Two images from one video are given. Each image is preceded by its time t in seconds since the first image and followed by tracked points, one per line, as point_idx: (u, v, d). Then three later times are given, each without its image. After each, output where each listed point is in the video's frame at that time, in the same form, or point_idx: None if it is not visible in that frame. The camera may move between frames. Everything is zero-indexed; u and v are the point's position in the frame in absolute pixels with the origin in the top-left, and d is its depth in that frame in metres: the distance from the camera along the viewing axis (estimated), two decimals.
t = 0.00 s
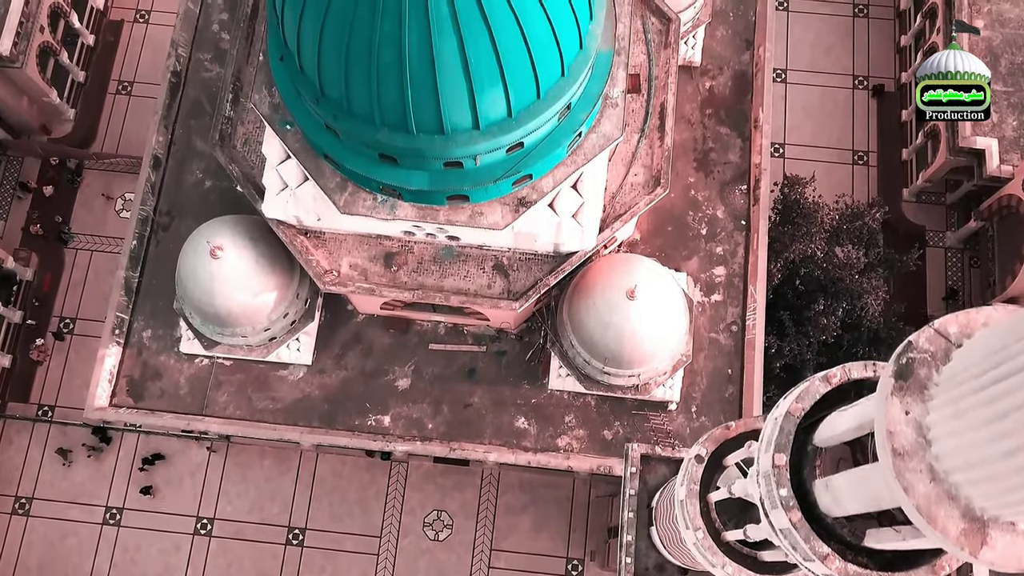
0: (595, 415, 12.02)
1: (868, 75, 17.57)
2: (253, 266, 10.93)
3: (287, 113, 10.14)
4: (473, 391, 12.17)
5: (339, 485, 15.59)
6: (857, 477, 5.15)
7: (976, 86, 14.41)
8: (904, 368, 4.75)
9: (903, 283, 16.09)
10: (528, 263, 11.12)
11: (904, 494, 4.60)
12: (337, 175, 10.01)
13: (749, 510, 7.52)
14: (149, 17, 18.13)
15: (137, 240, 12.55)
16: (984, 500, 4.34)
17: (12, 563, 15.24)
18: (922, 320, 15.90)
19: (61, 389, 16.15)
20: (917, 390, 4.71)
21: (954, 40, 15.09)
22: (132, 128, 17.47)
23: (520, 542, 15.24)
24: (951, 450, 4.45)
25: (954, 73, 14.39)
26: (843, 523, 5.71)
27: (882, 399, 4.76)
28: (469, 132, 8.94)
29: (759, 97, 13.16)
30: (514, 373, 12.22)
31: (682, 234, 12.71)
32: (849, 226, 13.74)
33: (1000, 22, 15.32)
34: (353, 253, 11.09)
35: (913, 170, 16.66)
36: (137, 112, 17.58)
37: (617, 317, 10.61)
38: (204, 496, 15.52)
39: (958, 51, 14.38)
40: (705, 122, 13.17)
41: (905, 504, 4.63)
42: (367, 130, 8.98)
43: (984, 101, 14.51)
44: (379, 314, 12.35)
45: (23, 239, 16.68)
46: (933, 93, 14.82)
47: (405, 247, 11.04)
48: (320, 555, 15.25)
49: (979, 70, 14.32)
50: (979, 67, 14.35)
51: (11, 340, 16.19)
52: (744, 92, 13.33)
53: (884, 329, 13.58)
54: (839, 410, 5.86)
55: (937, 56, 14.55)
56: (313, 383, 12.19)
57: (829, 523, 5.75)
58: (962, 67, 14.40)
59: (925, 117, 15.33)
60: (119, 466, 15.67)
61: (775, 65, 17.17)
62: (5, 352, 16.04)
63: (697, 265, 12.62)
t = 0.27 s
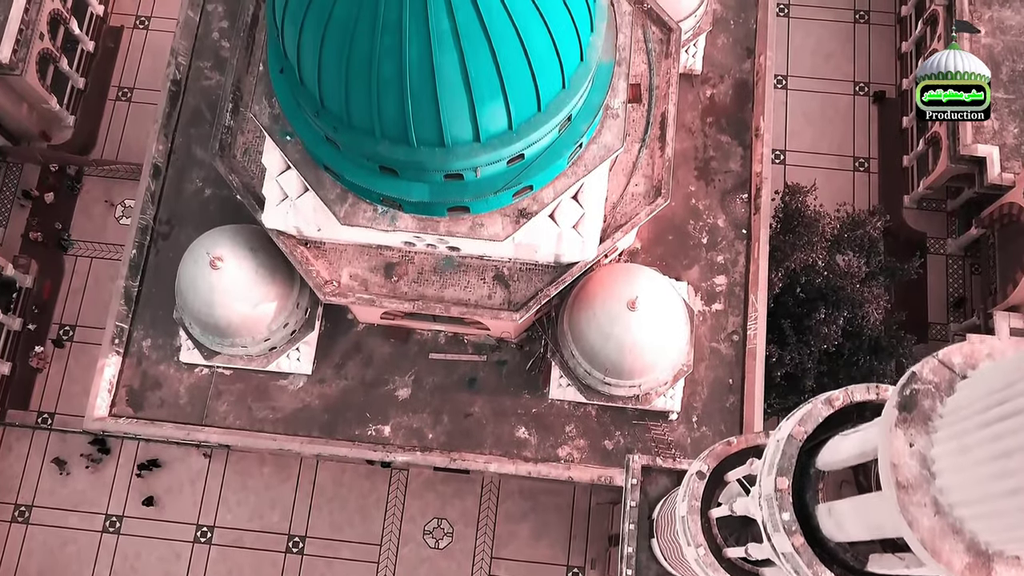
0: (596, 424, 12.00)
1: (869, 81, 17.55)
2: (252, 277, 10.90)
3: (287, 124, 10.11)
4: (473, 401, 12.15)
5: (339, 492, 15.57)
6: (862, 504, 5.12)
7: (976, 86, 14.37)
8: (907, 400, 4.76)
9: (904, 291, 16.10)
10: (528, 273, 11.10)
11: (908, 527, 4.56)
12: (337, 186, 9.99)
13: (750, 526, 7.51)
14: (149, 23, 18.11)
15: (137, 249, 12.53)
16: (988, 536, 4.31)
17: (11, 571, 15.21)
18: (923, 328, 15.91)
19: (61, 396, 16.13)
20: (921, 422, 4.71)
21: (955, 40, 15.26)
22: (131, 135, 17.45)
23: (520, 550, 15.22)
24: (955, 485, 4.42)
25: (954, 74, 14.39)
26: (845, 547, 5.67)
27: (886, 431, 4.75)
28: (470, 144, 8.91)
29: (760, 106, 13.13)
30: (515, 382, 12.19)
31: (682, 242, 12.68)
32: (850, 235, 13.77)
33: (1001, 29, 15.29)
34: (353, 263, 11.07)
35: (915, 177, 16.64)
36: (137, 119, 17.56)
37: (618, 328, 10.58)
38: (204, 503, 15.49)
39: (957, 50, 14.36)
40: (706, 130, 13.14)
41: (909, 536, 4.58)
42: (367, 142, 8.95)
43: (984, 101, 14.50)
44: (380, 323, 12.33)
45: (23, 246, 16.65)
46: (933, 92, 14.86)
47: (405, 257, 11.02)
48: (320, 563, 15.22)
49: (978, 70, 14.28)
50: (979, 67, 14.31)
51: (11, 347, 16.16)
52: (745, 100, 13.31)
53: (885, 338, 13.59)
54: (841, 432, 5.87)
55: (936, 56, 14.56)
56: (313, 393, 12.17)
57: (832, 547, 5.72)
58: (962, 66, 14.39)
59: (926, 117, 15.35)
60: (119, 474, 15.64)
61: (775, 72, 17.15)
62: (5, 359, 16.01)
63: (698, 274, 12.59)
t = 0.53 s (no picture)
0: (597, 435, 11.98)
1: (870, 88, 17.52)
2: (253, 288, 10.87)
3: (287, 136, 10.08)
4: (474, 412, 12.12)
5: (340, 501, 15.54)
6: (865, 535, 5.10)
7: (976, 86, 14.42)
8: (912, 435, 4.73)
9: (905, 300, 16.08)
10: (529, 285, 11.07)
11: (912, 564, 4.46)
12: (337, 198, 9.96)
13: (752, 545, 7.50)
14: (149, 30, 18.10)
15: (137, 259, 12.50)
16: None
17: None
18: (925, 336, 15.90)
19: (61, 404, 16.10)
20: (926, 458, 4.67)
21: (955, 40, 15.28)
22: (131, 142, 17.43)
23: (521, 559, 15.18)
24: (961, 523, 4.31)
25: (954, 74, 14.48)
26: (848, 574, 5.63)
27: (890, 466, 4.70)
28: (470, 158, 8.88)
29: (762, 115, 13.10)
30: (515, 393, 12.16)
31: (683, 252, 12.66)
32: (851, 244, 13.76)
33: (1002, 37, 15.26)
34: (353, 275, 11.04)
35: (916, 185, 16.61)
36: (137, 126, 17.55)
37: (619, 340, 10.55)
38: (204, 512, 15.46)
39: (957, 50, 14.49)
40: (707, 139, 13.12)
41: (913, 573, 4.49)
42: (367, 156, 8.92)
43: (984, 101, 14.54)
44: (380, 333, 12.30)
45: (22, 253, 16.62)
46: (933, 93, 14.95)
47: (406, 269, 10.99)
48: (320, 572, 15.19)
49: (978, 70, 14.37)
50: (979, 67, 14.38)
51: (11, 355, 16.14)
52: (746, 109, 13.28)
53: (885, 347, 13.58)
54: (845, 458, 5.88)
55: (936, 56, 14.70)
56: (313, 404, 12.14)
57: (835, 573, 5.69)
58: (962, 66, 14.50)
59: (926, 117, 15.41)
60: (119, 482, 15.61)
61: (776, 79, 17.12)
62: (4, 367, 15.98)
63: (699, 284, 12.57)
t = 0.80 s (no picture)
0: (597, 445, 11.96)
1: (871, 94, 17.49)
2: (253, 298, 10.84)
3: (287, 146, 10.05)
4: (474, 421, 12.10)
5: (340, 509, 15.51)
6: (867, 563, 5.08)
7: (976, 86, 14.49)
8: (916, 466, 4.71)
9: (906, 307, 16.06)
10: (530, 295, 11.05)
11: None
12: (337, 209, 9.93)
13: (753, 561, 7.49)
14: (149, 36, 18.08)
15: (137, 268, 12.47)
16: None
17: None
18: (926, 343, 15.89)
19: (61, 411, 16.08)
20: (930, 490, 4.64)
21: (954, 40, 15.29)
22: (131, 148, 17.42)
23: (521, 567, 15.16)
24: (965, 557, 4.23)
25: (954, 73, 14.57)
26: None
27: (894, 498, 4.68)
28: (471, 170, 8.85)
29: (763, 123, 13.07)
30: (516, 403, 12.14)
31: (684, 261, 12.63)
32: (852, 253, 13.74)
33: (1004, 44, 15.23)
34: (354, 285, 11.01)
35: (916, 192, 16.60)
36: (137, 132, 17.53)
37: (620, 351, 10.52)
38: (204, 519, 15.44)
39: (958, 50, 14.59)
40: (708, 148, 13.09)
41: None
42: (368, 168, 8.90)
43: (984, 102, 14.59)
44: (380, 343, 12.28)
45: (22, 260, 16.59)
46: (933, 93, 15.06)
47: (406, 279, 10.96)
48: None
49: (978, 70, 14.46)
50: (979, 67, 14.48)
51: (11, 362, 16.12)
52: (747, 118, 13.27)
53: (886, 356, 13.56)
54: (847, 481, 5.88)
55: (937, 56, 14.81)
56: (313, 413, 12.13)
57: None
58: (962, 67, 14.59)
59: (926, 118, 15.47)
60: (119, 490, 15.58)
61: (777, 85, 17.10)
62: (4, 375, 15.96)
63: (700, 292, 12.54)
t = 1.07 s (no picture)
0: (598, 455, 11.94)
1: (872, 100, 17.48)
2: (253, 309, 10.82)
3: (287, 157, 10.03)
4: (474, 431, 12.08)
5: (339, 517, 15.49)
6: None
7: (976, 86, 14.57)
8: (920, 498, 4.68)
9: (907, 314, 16.04)
10: (530, 305, 11.03)
11: None
12: (337, 220, 9.91)
13: None
14: (149, 42, 18.07)
15: (136, 277, 12.44)
16: None
17: None
18: (926, 350, 15.88)
19: (61, 418, 16.05)
20: (934, 522, 4.61)
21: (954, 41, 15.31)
22: (131, 154, 17.41)
23: None
24: None
25: (954, 73, 14.68)
26: None
27: (898, 530, 4.66)
28: (472, 182, 8.81)
29: (763, 132, 13.05)
30: (516, 412, 12.12)
31: (685, 270, 12.61)
32: (853, 261, 13.74)
33: (1005, 51, 15.22)
34: (354, 295, 11.00)
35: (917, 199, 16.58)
36: (137, 139, 17.52)
37: (620, 361, 10.50)
38: (204, 526, 15.42)
39: (958, 51, 14.76)
40: (708, 156, 13.08)
41: None
42: (368, 181, 8.87)
43: (984, 102, 14.63)
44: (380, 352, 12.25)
45: (22, 266, 16.57)
46: (933, 93, 15.11)
47: (406, 289, 10.94)
48: None
49: (978, 70, 14.57)
50: (979, 67, 14.61)
51: (10, 369, 16.09)
52: (748, 126, 13.25)
53: (886, 364, 13.56)
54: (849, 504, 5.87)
55: (937, 57, 14.97)
56: (314, 423, 12.11)
57: None
58: (962, 67, 14.71)
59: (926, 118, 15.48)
60: (119, 498, 15.55)
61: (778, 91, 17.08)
62: (4, 382, 15.93)
63: (700, 302, 12.52)
